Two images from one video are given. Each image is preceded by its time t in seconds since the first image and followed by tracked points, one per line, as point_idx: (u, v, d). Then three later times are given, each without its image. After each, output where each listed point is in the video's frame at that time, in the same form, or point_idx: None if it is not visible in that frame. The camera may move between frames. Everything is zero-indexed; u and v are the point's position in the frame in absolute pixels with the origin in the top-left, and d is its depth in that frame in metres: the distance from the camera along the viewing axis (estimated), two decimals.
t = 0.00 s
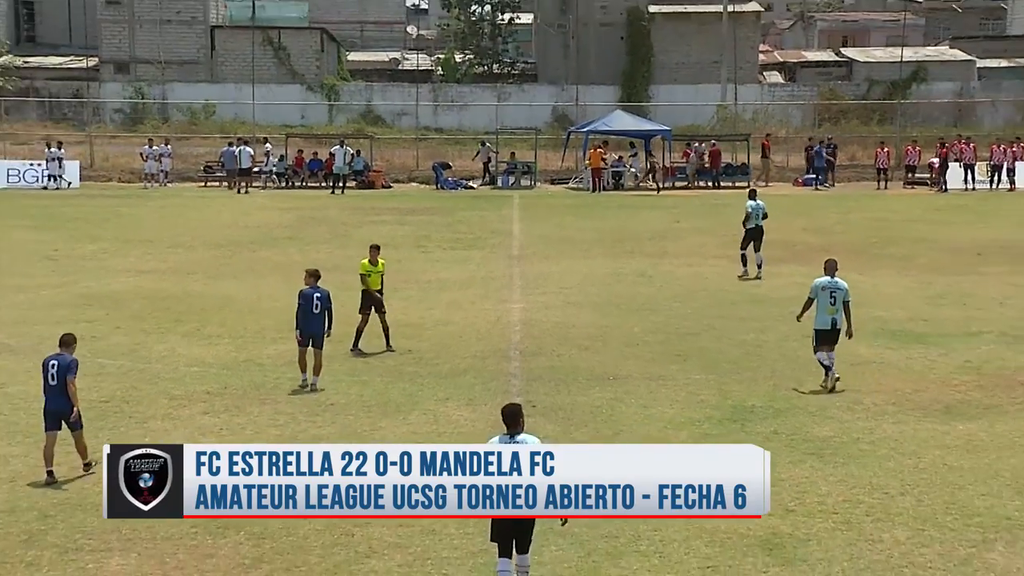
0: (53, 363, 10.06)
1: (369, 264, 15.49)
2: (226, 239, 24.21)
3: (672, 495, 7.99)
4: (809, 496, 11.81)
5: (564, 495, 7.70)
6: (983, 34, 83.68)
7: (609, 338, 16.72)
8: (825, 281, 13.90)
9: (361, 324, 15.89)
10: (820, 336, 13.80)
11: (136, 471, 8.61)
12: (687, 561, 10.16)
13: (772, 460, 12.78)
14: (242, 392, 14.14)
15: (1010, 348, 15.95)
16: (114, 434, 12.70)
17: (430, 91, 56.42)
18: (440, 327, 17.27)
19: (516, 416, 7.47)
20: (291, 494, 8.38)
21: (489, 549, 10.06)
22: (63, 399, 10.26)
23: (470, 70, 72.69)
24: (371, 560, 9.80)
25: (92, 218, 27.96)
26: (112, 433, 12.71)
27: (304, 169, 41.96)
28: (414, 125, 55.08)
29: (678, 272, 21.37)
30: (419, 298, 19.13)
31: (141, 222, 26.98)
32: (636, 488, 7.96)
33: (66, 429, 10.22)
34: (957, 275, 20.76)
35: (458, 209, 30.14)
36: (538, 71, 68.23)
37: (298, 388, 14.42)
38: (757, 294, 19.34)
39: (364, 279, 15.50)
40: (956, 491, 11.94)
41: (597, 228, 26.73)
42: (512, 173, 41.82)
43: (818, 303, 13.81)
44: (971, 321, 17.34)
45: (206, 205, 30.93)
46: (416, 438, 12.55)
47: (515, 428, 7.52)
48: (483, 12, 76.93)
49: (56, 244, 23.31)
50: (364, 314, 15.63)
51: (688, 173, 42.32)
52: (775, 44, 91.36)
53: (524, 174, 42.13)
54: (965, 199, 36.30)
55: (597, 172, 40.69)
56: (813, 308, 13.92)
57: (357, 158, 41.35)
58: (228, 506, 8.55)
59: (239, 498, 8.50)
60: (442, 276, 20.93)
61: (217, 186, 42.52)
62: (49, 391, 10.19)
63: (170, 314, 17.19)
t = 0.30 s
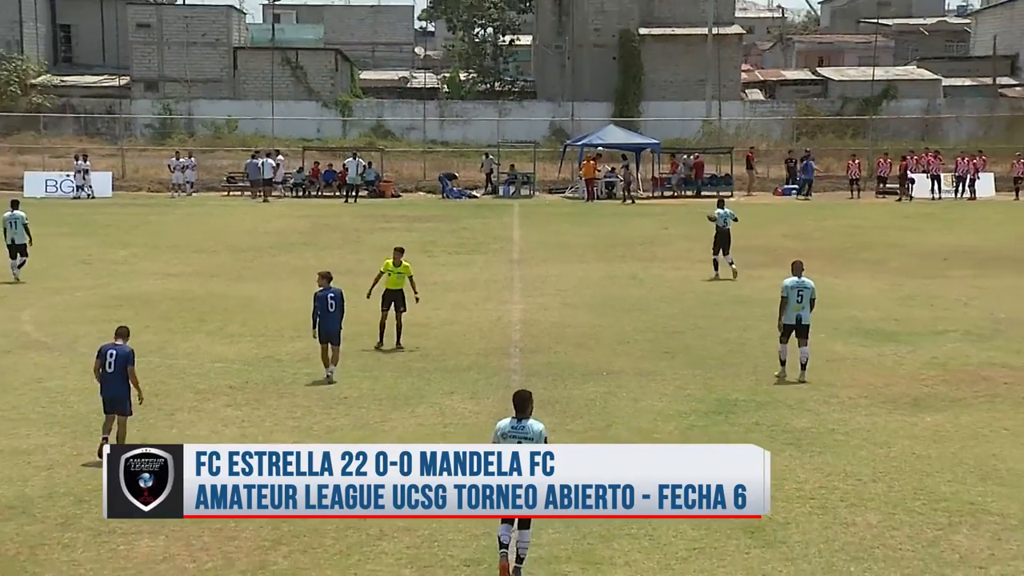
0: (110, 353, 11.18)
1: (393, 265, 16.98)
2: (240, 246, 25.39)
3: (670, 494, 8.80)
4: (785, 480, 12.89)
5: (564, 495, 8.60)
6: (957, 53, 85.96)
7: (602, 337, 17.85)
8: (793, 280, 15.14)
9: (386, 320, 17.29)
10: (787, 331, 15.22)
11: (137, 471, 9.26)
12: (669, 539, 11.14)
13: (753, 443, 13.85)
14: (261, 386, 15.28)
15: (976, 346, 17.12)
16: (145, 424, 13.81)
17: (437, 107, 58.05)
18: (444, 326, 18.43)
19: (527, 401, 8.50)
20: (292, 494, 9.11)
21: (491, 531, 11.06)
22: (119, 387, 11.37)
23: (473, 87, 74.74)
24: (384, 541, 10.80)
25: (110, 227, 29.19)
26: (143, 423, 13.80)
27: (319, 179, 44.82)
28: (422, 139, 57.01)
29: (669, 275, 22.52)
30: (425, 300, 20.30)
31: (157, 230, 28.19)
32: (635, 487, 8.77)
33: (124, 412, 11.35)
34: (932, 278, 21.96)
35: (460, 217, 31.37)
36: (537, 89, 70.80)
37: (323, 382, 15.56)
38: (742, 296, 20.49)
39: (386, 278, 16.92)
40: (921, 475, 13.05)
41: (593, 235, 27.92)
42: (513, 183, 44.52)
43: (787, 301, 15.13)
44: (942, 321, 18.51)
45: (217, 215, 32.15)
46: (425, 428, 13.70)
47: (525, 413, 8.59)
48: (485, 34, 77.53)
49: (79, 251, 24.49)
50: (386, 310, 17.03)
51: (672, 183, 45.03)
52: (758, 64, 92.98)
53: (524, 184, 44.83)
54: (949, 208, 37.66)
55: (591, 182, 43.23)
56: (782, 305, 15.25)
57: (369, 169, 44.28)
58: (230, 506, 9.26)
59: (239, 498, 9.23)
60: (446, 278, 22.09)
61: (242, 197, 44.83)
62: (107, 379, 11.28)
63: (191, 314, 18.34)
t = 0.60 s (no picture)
0: (159, 351, 12.47)
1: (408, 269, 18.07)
2: (252, 253, 26.58)
3: (671, 496, 9.68)
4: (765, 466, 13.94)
5: (563, 494, 9.35)
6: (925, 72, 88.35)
7: (596, 337, 18.96)
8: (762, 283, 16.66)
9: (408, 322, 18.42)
10: (759, 329, 16.63)
11: (138, 470, 10.01)
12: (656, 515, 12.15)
13: (736, 433, 14.90)
14: (279, 383, 16.40)
15: (946, 346, 18.25)
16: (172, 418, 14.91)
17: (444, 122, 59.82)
18: (448, 326, 19.61)
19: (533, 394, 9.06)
20: (292, 492, 10.00)
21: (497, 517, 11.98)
22: (163, 383, 12.52)
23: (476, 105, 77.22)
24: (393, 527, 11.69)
25: (128, 235, 30.44)
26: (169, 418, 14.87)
27: (333, 190, 48.00)
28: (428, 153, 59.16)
29: (662, 279, 23.69)
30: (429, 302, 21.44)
31: (172, 238, 29.42)
32: (635, 489, 9.60)
33: (167, 405, 12.40)
34: (908, 282, 23.15)
35: (462, 226, 32.61)
36: (536, 107, 73.52)
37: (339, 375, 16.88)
38: (730, 300, 21.59)
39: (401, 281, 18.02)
40: (892, 464, 14.08)
41: (589, 241, 29.13)
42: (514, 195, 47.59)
43: (759, 301, 16.56)
44: (917, 322, 19.64)
45: (229, 224, 33.41)
46: (433, 423, 14.79)
47: (532, 404, 9.26)
48: (487, 54, 81.05)
49: (102, 258, 25.71)
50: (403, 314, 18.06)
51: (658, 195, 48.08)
52: (741, 82, 94.77)
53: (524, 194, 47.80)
54: (930, 219, 39.06)
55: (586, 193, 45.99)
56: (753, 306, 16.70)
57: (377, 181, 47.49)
58: (230, 503, 10.19)
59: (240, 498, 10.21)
60: (449, 282, 23.27)
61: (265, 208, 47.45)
62: (153, 374, 12.45)
63: (211, 316, 19.49)
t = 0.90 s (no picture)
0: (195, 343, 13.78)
1: (420, 273, 19.28)
2: (264, 259, 27.80)
3: (668, 494, 10.85)
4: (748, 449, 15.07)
5: (563, 492, 10.55)
6: (900, 91, 91.20)
7: (591, 336, 20.15)
8: (740, 285, 18.10)
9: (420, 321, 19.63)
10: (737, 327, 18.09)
11: (141, 471, 11.09)
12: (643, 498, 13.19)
13: (722, 424, 16.04)
14: (295, 380, 17.56)
15: (917, 345, 19.45)
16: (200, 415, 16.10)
17: (448, 136, 62.31)
18: (451, 327, 20.79)
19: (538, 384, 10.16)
20: (291, 492, 11.03)
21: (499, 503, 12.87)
22: (199, 371, 13.84)
23: (479, 120, 79.75)
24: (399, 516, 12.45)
25: (142, 244, 31.59)
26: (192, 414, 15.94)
27: (345, 200, 50.24)
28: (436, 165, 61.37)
29: (654, 283, 24.86)
30: (434, 304, 22.66)
31: (187, 246, 30.65)
32: (634, 488, 10.74)
33: (202, 390, 13.69)
34: (885, 286, 24.44)
35: (464, 233, 33.92)
36: (535, 121, 76.30)
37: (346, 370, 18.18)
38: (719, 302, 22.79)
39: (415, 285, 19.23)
40: (865, 454, 15.21)
41: (585, 247, 30.44)
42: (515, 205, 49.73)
43: (736, 302, 18.01)
44: (891, 323, 20.85)
45: (239, 233, 34.63)
46: (441, 418, 15.92)
47: (538, 394, 10.49)
48: (490, 74, 85.77)
49: (121, 265, 26.86)
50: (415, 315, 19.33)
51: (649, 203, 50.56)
52: (726, 100, 97.02)
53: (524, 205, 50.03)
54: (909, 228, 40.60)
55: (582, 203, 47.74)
56: (732, 306, 18.19)
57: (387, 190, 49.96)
58: (230, 505, 11.36)
59: (239, 498, 11.30)
60: (451, 286, 24.44)
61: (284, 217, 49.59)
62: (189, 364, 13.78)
63: (229, 318, 20.66)
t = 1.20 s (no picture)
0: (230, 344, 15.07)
1: (432, 276, 20.53)
2: (276, 264, 29.01)
3: (664, 490, 11.97)
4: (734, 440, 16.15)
5: (562, 489, 11.79)
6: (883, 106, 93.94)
7: (588, 337, 21.28)
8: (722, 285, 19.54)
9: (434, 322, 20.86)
10: (719, 324, 19.33)
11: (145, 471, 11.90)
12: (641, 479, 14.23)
13: (710, 420, 17.13)
14: (311, 378, 18.74)
15: (895, 345, 20.61)
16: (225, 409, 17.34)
17: (454, 148, 64.58)
18: (456, 328, 21.98)
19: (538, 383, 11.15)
20: (292, 490, 12.02)
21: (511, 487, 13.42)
22: (235, 369, 15.15)
23: (483, 134, 82.72)
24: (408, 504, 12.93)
25: (160, 250, 32.91)
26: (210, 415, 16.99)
27: (357, 209, 52.70)
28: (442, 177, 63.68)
29: (649, 287, 26.04)
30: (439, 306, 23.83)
31: (202, 253, 31.91)
32: (632, 486, 11.88)
33: (238, 386, 14.96)
34: (868, 290, 25.62)
35: (467, 241, 35.20)
36: (536, 135, 79.39)
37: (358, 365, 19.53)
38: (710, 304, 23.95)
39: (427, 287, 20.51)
40: (844, 447, 16.30)
41: (583, 253, 31.69)
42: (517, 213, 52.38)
43: (718, 300, 19.43)
44: (872, 325, 22.01)
45: (252, 240, 35.98)
46: (448, 413, 17.04)
47: (552, 389, 11.61)
48: (494, 89, 89.16)
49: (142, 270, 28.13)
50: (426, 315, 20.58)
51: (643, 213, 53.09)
52: (717, 114, 99.66)
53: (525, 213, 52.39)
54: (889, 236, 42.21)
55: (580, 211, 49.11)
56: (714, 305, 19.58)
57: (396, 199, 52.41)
58: (231, 503, 12.25)
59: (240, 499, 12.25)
60: (456, 289, 25.63)
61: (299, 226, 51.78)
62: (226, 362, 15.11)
63: (247, 321, 21.85)
